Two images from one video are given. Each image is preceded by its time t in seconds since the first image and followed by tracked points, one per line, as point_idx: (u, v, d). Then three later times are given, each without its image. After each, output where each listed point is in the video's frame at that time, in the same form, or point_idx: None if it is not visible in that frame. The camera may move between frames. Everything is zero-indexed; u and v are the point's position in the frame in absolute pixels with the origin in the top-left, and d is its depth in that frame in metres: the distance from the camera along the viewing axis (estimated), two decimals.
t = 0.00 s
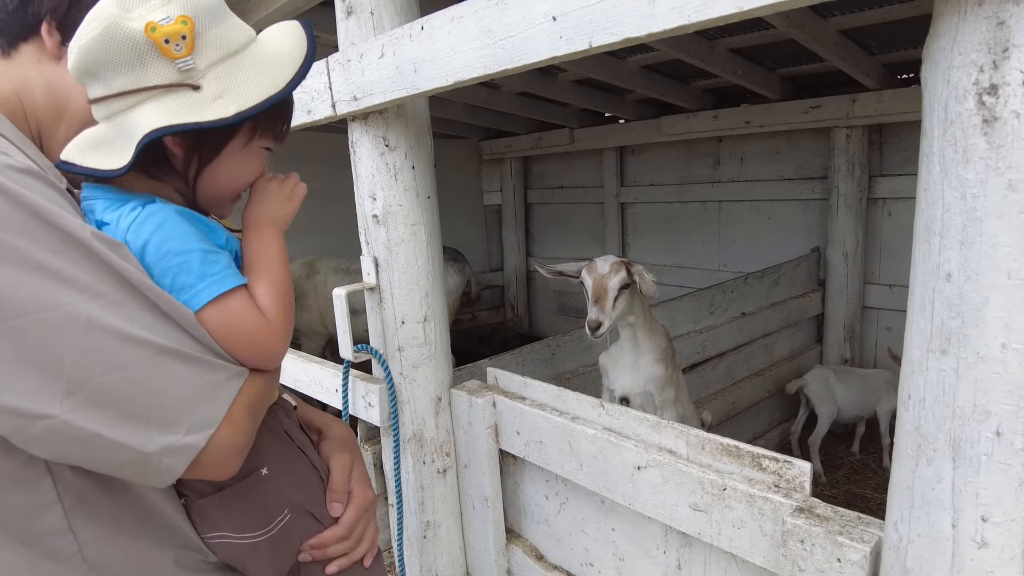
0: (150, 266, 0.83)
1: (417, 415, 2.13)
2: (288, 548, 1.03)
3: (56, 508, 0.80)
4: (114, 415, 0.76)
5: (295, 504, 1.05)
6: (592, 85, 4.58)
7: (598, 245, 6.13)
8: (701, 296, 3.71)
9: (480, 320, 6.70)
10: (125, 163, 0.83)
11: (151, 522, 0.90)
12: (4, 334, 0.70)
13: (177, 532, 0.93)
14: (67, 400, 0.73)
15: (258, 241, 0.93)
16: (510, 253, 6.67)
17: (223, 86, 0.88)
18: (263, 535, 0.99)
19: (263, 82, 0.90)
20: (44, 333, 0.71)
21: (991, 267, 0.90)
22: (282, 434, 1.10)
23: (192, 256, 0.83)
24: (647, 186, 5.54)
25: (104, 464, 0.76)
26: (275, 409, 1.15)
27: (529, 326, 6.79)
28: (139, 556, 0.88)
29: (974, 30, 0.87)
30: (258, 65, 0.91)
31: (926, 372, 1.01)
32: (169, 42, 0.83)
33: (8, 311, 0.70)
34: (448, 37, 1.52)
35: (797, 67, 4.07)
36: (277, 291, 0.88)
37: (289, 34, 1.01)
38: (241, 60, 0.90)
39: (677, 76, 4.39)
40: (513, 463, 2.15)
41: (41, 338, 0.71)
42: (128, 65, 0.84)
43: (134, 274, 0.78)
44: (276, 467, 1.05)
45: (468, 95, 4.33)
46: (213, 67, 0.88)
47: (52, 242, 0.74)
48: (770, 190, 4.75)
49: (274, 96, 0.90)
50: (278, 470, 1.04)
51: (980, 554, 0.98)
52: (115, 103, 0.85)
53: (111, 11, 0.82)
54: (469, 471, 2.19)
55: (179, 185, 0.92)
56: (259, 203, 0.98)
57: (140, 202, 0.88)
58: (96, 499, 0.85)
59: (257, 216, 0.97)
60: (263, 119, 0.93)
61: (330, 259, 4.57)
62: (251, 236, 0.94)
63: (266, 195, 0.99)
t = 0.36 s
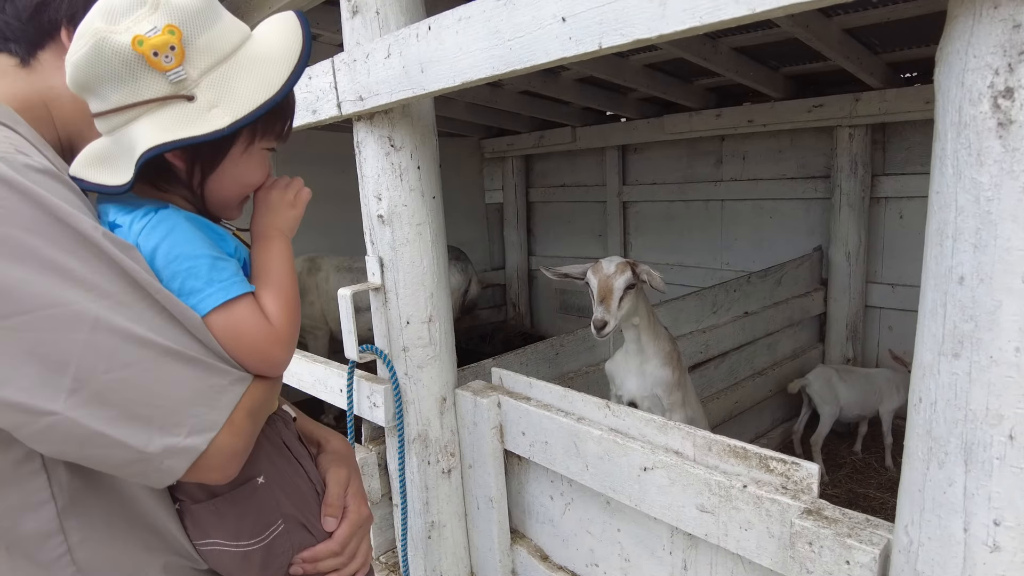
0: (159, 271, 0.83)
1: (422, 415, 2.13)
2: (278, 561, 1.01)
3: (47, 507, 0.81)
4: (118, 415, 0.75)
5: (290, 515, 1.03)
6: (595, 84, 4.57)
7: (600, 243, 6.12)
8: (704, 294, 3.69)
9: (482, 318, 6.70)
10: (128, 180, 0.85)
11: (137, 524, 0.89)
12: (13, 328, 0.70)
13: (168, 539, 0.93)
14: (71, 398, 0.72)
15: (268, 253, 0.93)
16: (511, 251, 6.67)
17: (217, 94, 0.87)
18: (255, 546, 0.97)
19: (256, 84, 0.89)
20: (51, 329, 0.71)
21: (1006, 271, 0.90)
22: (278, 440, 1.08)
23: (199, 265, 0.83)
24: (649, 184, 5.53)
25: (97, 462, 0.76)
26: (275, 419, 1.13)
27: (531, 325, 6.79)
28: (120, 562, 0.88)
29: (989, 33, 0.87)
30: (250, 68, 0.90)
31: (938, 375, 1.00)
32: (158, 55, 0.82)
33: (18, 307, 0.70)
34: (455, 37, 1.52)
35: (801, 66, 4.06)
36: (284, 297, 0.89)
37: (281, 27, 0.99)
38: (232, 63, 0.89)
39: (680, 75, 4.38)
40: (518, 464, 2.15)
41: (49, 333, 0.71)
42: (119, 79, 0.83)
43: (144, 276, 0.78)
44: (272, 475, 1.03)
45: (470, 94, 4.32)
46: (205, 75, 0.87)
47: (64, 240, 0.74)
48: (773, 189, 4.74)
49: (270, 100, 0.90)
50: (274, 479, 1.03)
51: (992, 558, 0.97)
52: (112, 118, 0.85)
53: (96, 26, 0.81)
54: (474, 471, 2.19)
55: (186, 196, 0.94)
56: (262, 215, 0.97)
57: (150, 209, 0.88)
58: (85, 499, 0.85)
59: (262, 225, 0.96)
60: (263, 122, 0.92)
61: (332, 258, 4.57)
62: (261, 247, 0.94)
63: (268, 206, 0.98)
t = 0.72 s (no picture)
0: (207, 271, 0.86)
1: (421, 415, 2.12)
2: (291, 552, 1.01)
3: (71, 495, 0.80)
4: (174, 405, 0.74)
5: (301, 505, 1.03)
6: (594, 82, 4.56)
7: (599, 242, 6.11)
8: (703, 294, 3.69)
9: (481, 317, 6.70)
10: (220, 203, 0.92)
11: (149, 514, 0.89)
12: (73, 319, 0.69)
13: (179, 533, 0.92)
14: (128, 390, 0.71)
15: (298, 265, 0.98)
16: (510, 250, 6.66)
17: (287, 115, 0.95)
18: (269, 534, 0.97)
19: (312, 99, 0.98)
20: (111, 321, 0.70)
21: (1008, 273, 0.89)
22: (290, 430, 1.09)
23: (246, 266, 0.87)
24: (648, 183, 5.52)
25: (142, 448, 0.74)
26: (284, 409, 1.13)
27: (529, 323, 6.79)
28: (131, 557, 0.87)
29: (990, 35, 0.87)
30: (304, 84, 0.98)
31: (939, 377, 1.00)
32: (250, 88, 0.88)
33: (78, 299, 0.69)
34: (455, 37, 1.51)
35: (800, 65, 4.06)
36: (315, 302, 0.93)
37: (287, 29, 1.06)
38: (288, 82, 0.97)
39: (680, 74, 4.38)
40: (517, 464, 2.15)
41: (105, 323, 0.70)
42: (208, 110, 0.88)
43: (194, 274, 0.77)
44: (284, 464, 1.03)
45: (469, 93, 4.32)
46: (274, 98, 0.94)
47: (122, 235, 0.73)
48: (771, 189, 4.74)
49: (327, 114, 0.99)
50: (285, 469, 1.03)
51: (993, 559, 0.97)
52: (194, 144, 0.90)
53: (188, 64, 0.83)
54: (473, 471, 2.18)
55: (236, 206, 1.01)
56: (296, 234, 1.02)
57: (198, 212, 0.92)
58: (102, 486, 0.84)
59: (294, 242, 1.02)
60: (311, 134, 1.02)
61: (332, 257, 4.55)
62: (291, 261, 0.98)
63: (300, 223, 1.04)
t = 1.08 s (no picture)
0: (254, 265, 0.92)
1: (422, 415, 2.13)
2: (318, 540, 1.05)
3: (120, 473, 0.85)
4: (221, 391, 0.81)
5: (328, 494, 1.08)
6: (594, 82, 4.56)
7: (599, 242, 6.12)
8: (703, 294, 3.69)
9: (481, 317, 6.71)
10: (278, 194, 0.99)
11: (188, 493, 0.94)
12: (132, 305, 0.76)
13: (211, 514, 0.97)
14: (178, 373, 0.77)
15: (332, 265, 1.05)
16: (510, 250, 6.67)
17: (322, 111, 1.05)
18: (296, 518, 1.02)
19: (336, 97, 1.09)
20: (163, 308, 0.77)
21: (1005, 276, 0.90)
22: (320, 423, 1.15)
23: (291, 261, 0.92)
24: (648, 183, 5.53)
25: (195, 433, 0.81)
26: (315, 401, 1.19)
27: (530, 323, 6.79)
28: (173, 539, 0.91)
29: (990, 39, 0.87)
30: (327, 84, 1.08)
31: (938, 379, 1.01)
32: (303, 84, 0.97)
33: (138, 287, 0.76)
34: (456, 39, 1.52)
35: (800, 65, 4.06)
36: (349, 298, 1.01)
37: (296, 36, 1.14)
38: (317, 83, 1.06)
39: (680, 74, 4.38)
40: (518, 464, 2.16)
41: (157, 311, 0.77)
42: (265, 108, 0.95)
43: (242, 267, 0.83)
44: (312, 455, 1.09)
45: (469, 93, 4.32)
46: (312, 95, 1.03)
47: (177, 229, 0.80)
48: (771, 189, 4.75)
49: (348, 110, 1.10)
50: (313, 458, 1.09)
51: (992, 560, 0.98)
52: (251, 140, 0.97)
53: (253, 66, 0.91)
54: (474, 472, 2.19)
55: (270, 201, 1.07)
56: (334, 246, 1.09)
57: (246, 209, 0.99)
58: (150, 465, 0.90)
59: (327, 249, 1.09)
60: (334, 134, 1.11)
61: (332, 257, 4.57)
62: (328, 264, 1.05)
63: (334, 233, 1.11)
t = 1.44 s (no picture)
0: (284, 256, 0.93)
1: (423, 414, 2.14)
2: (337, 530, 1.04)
3: (149, 455, 0.87)
4: (240, 378, 0.80)
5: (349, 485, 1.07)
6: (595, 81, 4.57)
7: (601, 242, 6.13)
8: (704, 293, 3.69)
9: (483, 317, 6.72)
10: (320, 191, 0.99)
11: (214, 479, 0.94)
12: (160, 291, 0.76)
13: (238, 500, 0.97)
14: (201, 357, 0.78)
15: (366, 270, 1.04)
16: (512, 249, 6.68)
17: (353, 113, 1.06)
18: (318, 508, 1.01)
19: (359, 99, 1.09)
20: (189, 293, 0.77)
21: (1001, 274, 0.91)
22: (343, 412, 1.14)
23: (319, 256, 0.93)
24: (650, 182, 5.54)
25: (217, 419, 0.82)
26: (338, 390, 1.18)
27: (531, 323, 6.79)
28: (202, 525, 0.92)
29: (987, 38, 0.87)
30: (354, 88, 1.09)
31: (936, 376, 1.01)
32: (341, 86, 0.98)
33: (164, 272, 0.76)
34: (457, 38, 1.53)
35: (801, 65, 4.06)
36: (378, 298, 1.00)
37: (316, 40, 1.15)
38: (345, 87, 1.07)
39: (682, 73, 4.39)
40: (519, 463, 2.17)
41: (181, 295, 0.77)
42: (306, 108, 0.96)
43: (266, 256, 0.83)
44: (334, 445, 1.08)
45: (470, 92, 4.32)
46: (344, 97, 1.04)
47: (207, 219, 0.80)
48: (773, 189, 4.75)
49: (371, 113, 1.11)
50: (337, 449, 1.08)
51: (989, 556, 0.98)
52: (293, 139, 0.97)
53: (299, 67, 0.92)
54: (475, 470, 2.20)
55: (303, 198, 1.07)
56: (370, 255, 1.07)
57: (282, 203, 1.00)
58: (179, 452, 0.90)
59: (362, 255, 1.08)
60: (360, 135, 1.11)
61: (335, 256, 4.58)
62: (360, 270, 1.04)
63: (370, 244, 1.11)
